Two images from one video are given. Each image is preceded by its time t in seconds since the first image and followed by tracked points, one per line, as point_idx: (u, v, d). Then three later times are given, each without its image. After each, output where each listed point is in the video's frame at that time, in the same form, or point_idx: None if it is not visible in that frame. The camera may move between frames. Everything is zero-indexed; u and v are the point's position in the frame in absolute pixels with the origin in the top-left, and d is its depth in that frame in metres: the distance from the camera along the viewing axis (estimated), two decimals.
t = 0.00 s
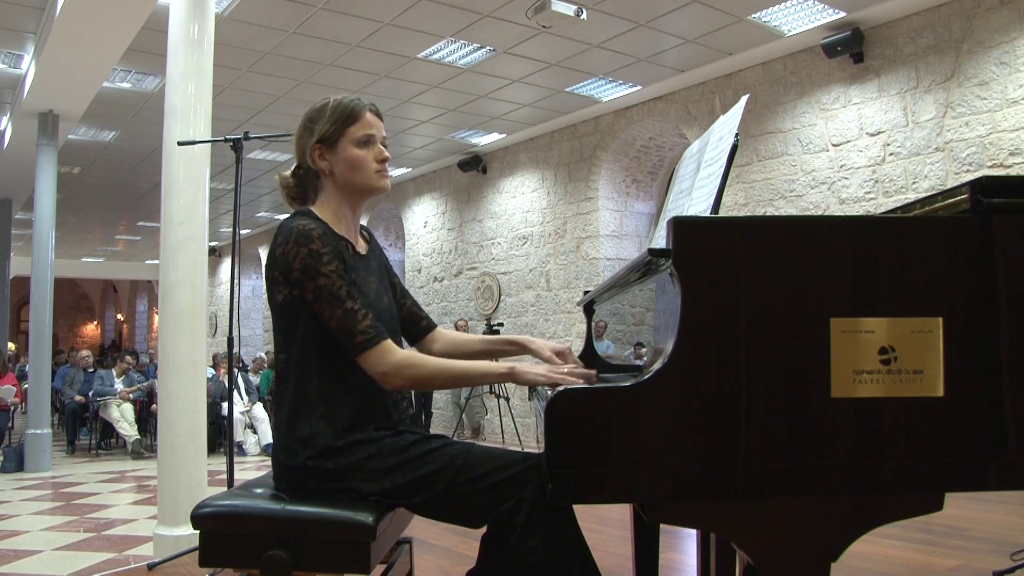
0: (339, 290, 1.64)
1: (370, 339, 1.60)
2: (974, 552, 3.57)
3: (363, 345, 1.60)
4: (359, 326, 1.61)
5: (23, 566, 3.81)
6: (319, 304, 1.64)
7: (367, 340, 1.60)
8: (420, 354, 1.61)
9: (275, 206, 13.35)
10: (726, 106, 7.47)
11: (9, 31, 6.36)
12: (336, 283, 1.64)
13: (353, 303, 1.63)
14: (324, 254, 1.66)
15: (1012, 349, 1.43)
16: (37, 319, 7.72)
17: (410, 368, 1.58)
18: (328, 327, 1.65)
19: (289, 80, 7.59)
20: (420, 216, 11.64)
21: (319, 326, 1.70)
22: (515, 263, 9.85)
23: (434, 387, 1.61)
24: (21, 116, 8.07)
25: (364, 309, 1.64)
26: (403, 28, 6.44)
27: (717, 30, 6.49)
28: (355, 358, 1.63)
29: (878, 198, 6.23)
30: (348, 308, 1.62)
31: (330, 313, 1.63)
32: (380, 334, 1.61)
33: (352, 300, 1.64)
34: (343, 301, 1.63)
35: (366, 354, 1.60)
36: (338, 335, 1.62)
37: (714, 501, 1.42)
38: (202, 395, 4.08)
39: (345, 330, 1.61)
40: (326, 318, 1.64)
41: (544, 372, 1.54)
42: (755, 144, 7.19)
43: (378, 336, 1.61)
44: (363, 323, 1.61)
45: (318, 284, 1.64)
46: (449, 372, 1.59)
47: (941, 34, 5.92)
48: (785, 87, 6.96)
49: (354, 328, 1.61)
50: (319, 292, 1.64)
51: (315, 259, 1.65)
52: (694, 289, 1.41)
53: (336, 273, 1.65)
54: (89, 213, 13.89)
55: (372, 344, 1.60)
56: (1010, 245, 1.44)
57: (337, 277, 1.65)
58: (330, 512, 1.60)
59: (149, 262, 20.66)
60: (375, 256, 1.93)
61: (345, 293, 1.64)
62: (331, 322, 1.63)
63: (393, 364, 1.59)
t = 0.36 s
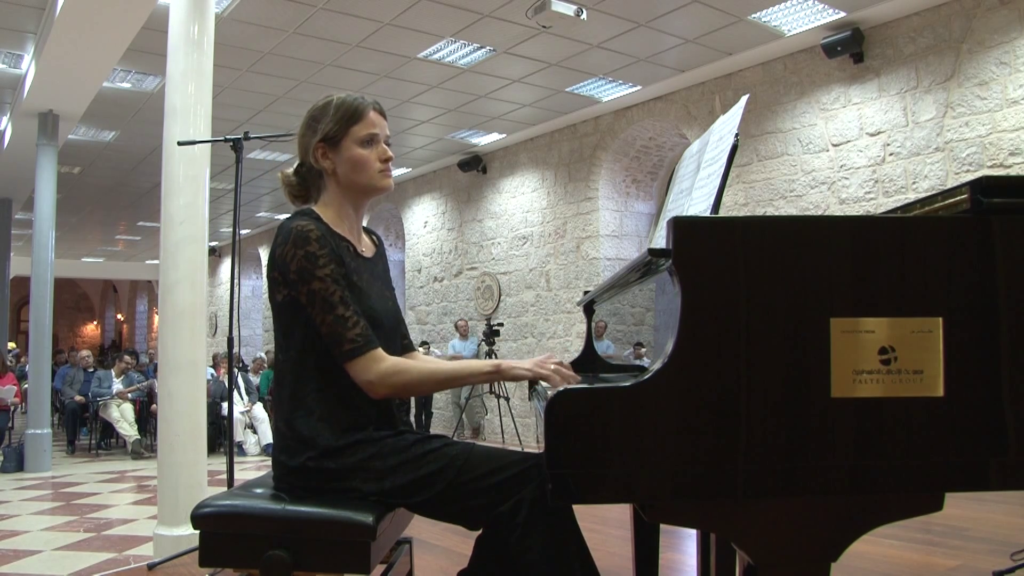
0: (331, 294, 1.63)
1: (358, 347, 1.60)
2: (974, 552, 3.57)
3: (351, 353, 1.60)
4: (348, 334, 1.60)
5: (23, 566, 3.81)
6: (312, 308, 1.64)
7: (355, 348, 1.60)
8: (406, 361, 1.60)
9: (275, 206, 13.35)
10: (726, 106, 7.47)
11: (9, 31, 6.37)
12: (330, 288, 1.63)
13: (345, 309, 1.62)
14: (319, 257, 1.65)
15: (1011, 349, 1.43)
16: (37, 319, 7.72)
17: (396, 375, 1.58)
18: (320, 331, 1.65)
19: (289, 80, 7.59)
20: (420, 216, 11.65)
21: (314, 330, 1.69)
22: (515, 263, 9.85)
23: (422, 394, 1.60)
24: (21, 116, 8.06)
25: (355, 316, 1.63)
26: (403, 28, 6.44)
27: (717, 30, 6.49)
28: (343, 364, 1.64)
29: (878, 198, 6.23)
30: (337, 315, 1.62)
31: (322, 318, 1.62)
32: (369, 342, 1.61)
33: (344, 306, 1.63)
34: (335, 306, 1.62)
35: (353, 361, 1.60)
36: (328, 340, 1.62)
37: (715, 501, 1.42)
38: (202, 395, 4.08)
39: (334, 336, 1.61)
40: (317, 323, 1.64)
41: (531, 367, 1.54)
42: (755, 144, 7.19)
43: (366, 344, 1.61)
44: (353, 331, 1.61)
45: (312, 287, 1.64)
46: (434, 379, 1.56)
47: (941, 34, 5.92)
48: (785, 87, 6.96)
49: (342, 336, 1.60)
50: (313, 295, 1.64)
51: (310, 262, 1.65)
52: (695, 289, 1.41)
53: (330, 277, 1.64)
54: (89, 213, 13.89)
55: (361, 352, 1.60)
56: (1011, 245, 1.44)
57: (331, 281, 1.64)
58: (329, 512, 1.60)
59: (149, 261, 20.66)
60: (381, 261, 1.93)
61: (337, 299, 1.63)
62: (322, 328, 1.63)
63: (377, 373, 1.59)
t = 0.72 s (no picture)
0: (337, 285, 1.63)
1: (367, 336, 1.59)
2: (974, 552, 3.57)
3: (359, 342, 1.59)
4: (356, 324, 1.60)
5: (23, 566, 3.81)
6: (317, 300, 1.64)
7: (364, 337, 1.59)
8: (415, 350, 1.60)
9: (275, 206, 13.35)
10: (726, 106, 7.46)
11: (9, 31, 6.37)
12: (335, 279, 1.64)
13: (350, 299, 1.63)
14: (322, 249, 1.66)
15: (1011, 349, 1.43)
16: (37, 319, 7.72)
17: (405, 363, 1.57)
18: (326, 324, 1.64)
19: (289, 80, 7.59)
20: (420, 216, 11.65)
21: (318, 323, 1.69)
22: (515, 263, 9.85)
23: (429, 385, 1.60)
24: (21, 116, 8.06)
25: (362, 306, 1.63)
26: (403, 28, 6.43)
27: (717, 30, 6.49)
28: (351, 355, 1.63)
29: (878, 198, 6.23)
30: (345, 305, 1.62)
31: (328, 309, 1.63)
32: (377, 331, 1.61)
33: (350, 296, 1.63)
34: (341, 297, 1.62)
35: (362, 350, 1.59)
36: (336, 330, 1.61)
37: (715, 502, 1.42)
38: (202, 395, 4.08)
39: (342, 326, 1.61)
40: (324, 314, 1.64)
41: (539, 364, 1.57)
42: (755, 144, 7.19)
43: (375, 333, 1.60)
44: (360, 320, 1.61)
45: (317, 280, 1.64)
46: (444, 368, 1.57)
47: (941, 34, 5.92)
48: (785, 87, 6.96)
49: (351, 325, 1.60)
50: (318, 287, 1.64)
51: (314, 254, 1.65)
52: (695, 290, 1.41)
53: (334, 269, 1.65)
54: (89, 213, 13.89)
55: (369, 341, 1.59)
56: (1011, 245, 1.44)
57: (336, 273, 1.64)
58: (330, 512, 1.60)
59: (149, 262, 20.66)
60: (383, 257, 1.92)
61: (343, 290, 1.63)
62: (328, 318, 1.62)
63: (388, 361, 1.58)
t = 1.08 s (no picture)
0: (345, 269, 1.63)
1: (384, 314, 1.59)
2: (974, 552, 3.57)
3: (377, 320, 1.58)
4: (371, 303, 1.59)
5: (23, 566, 3.81)
6: (326, 286, 1.64)
7: (380, 315, 1.58)
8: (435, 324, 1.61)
9: (275, 206, 13.36)
10: (726, 106, 7.46)
11: (9, 31, 6.37)
12: (342, 263, 1.63)
13: (362, 281, 1.62)
14: (326, 237, 1.66)
15: (1012, 350, 1.43)
16: (37, 319, 7.73)
17: (429, 337, 1.57)
18: (337, 308, 1.63)
19: (289, 80, 7.60)
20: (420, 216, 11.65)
21: (326, 313, 1.70)
22: (515, 263, 9.85)
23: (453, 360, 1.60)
24: (21, 116, 8.07)
25: (374, 286, 1.62)
26: (403, 28, 6.43)
27: (717, 30, 6.49)
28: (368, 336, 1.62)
29: (878, 198, 6.23)
30: (357, 286, 1.61)
31: (340, 293, 1.62)
32: (393, 309, 1.60)
33: (361, 279, 1.63)
34: (351, 280, 1.62)
35: (381, 329, 1.58)
36: (350, 313, 1.60)
37: (715, 502, 1.42)
38: (202, 395, 4.08)
39: (357, 307, 1.60)
40: (335, 299, 1.63)
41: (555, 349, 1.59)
42: (755, 144, 7.19)
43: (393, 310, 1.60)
44: (375, 300, 1.60)
45: (324, 266, 1.64)
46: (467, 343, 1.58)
47: (941, 34, 5.92)
48: (785, 87, 6.96)
49: (366, 306, 1.59)
50: (326, 274, 1.64)
51: (317, 244, 1.65)
52: (695, 289, 1.41)
53: (340, 254, 1.65)
54: (89, 213, 13.89)
55: (386, 319, 1.58)
56: (1012, 245, 1.44)
57: (342, 258, 1.64)
58: (331, 512, 1.60)
59: (149, 262, 20.66)
60: (380, 251, 1.93)
61: (352, 272, 1.63)
62: (341, 301, 1.61)
63: (411, 335, 1.57)
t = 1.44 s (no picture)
0: (342, 284, 1.62)
1: (378, 334, 1.58)
2: (974, 552, 3.57)
3: (370, 341, 1.58)
4: (365, 322, 1.59)
5: (24, 566, 3.81)
6: (322, 299, 1.64)
7: (373, 335, 1.58)
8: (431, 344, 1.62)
9: (275, 206, 13.36)
10: (726, 106, 7.46)
11: (9, 31, 6.37)
12: (339, 277, 1.63)
13: (357, 297, 1.62)
14: (326, 249, 1.65)
15: (1011, 350, 1.43)
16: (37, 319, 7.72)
17: (423, 360, 1.58)
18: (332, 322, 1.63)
19: (289, 80, 7.60)
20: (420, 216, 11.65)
21: (319, 323, 1.70)
22: (515, 263, 9.85)
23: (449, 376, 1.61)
24: (21, 116, 8.07)
25: (370, 304, 1.62)
26: (402, 28, 6.43)
27: (717, 31, 6.49)
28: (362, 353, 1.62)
29: (878, 198, 6.23)
30: (351, 303, 1.61)
31: (335, 307, 1.62)
32: (388, 329, 1.60)
33: (358, 294, 1.62)
34: (347, 296, 1.61)
35: (374, 350, 1.58)
36: (343, 328, 1.61)
37: (715, 502, 1.42)
38: (202, 395, 4.07)
39: (352, 324, 1.59)
40: (329, 312, 1.63)
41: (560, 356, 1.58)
42: (755, 144, 7.19)
43: (388, 331, 1.60)
44: (370, 318, 1.59)
45: (320, 279, 1.63)
46: (465, 358, 1.59)
47: (941, 34, 5.92)
48: (785, 87, 6.96)
49: (360, 324, 1.59)
50: (322, 286, 1.63)
51: (317, 254, 1.64)
52: (695, 290, 1.41)
53: (339, 268, 1.64)
54: (89, 213, 13.89)
55: (380, 340, 1.58)
56: (1011, 245, 1.44)
57: (340, 272, 1.64)
58: (330, 512, 1.60)
59: (149, 262, 20.66)
60: (385, 263, 1.92)
61: (349, 288, 1.62)
62: (336, 315, 1.61)
63: (405, 359, 1.57)
